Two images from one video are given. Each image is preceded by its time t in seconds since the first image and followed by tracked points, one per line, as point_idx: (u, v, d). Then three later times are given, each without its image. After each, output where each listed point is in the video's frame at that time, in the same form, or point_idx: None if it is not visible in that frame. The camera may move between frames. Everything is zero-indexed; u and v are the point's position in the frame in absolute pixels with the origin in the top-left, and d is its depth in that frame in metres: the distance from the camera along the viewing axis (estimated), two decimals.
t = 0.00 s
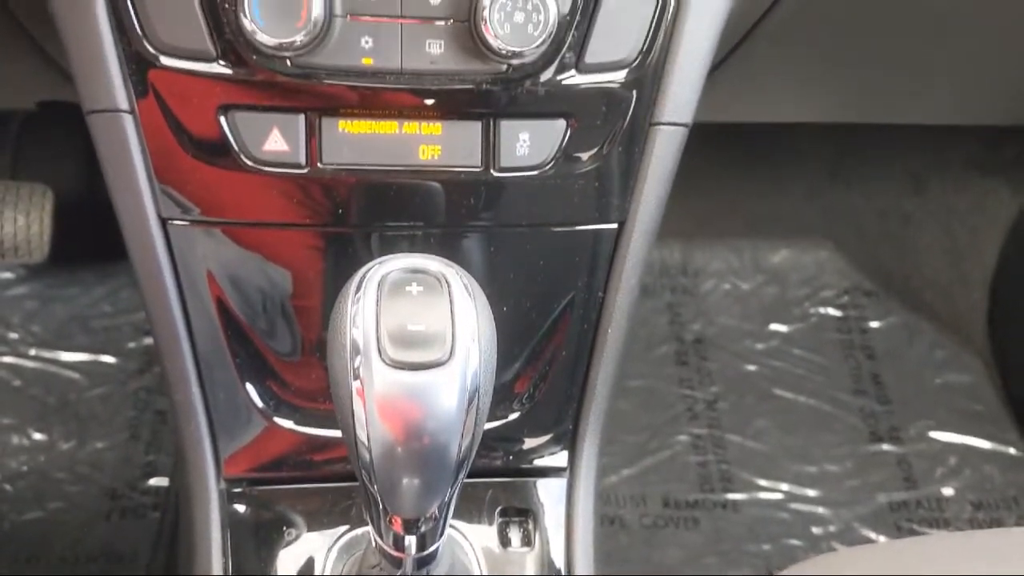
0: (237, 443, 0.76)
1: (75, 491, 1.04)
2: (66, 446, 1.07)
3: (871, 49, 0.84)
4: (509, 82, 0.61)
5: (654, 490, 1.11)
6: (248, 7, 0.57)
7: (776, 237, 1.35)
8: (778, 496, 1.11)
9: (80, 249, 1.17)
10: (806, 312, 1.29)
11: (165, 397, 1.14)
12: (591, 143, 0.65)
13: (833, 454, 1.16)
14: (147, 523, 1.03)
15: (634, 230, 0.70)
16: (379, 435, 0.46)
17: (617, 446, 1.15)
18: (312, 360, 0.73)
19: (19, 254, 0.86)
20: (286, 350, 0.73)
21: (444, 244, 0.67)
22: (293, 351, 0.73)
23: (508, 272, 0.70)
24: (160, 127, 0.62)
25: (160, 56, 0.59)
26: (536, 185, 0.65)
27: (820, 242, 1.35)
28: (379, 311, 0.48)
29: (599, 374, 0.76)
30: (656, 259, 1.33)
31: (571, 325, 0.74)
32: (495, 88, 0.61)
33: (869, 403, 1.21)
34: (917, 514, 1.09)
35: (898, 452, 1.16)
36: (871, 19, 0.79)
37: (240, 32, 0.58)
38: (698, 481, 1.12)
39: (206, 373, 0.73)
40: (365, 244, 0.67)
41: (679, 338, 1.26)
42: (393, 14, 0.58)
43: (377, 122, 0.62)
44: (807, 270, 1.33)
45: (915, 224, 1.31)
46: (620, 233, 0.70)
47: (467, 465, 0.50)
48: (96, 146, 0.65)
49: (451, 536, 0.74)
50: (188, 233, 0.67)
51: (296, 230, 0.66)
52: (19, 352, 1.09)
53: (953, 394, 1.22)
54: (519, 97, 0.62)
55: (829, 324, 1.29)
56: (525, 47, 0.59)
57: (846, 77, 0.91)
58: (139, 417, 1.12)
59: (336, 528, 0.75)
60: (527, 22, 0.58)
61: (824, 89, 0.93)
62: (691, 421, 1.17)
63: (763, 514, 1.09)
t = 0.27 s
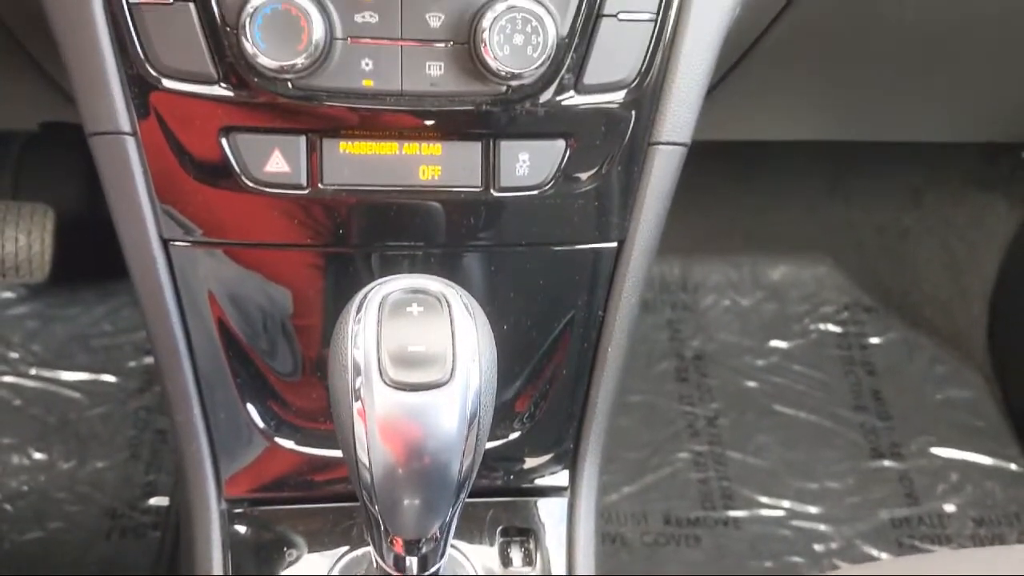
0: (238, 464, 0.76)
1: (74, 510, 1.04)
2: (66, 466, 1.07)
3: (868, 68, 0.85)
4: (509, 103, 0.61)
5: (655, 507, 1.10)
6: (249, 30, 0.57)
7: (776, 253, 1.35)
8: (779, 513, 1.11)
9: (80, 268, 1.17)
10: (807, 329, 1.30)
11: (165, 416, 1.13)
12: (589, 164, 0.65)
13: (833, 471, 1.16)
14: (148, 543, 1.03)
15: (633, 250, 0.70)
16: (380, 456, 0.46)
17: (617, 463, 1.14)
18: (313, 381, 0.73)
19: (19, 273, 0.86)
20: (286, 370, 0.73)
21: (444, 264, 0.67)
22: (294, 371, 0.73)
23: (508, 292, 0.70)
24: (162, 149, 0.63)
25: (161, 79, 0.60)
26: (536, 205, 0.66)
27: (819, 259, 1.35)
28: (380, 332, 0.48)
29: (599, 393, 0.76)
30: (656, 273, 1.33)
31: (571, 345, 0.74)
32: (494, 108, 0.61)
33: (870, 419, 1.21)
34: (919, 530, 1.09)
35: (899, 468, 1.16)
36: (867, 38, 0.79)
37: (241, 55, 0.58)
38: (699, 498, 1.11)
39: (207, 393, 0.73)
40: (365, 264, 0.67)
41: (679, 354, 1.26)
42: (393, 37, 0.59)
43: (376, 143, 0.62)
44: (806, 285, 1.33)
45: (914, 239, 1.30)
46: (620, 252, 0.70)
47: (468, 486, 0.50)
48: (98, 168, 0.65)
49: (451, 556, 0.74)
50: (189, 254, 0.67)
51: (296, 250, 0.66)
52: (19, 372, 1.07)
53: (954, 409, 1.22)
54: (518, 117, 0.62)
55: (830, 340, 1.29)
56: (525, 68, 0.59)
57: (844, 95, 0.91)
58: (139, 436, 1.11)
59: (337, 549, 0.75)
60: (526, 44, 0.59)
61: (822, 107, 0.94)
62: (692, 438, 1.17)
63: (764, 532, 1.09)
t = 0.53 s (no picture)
0: (238, 479, 0.75)
1: (74, 525, 1.03)
2: (66, 480, 1.06)
3: (867, 81, 0.85)
4: (508, 118, 0.62)
5: (657, 521, 1.10)
6: (250, 48, 0.58)
7: (776, 265, 1.34)
8: (780, 526, 1.10)
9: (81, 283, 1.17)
10: (807, 341, 1.29)
11: (165, 430, 1.14)
12: (587, 179, 0.65)
13: (833, 484, 1.15)
14: (149, 558, 1.02)
15: (632, 265, 0.70)
16: (381, 471, 0.46)
17: (619, 477, 1.14)
18: (314, 396, 0.73)
19: (18, 287, 0.86)
20: (286, 385, 0.72)
21: (444, 279, 0.67)
22: (294, 386, 0.72)
23: (508, 306, 0.70)
24: (163, 165, 0.63)
25: (162, 96, 0.60)
26: (535, 220, 0.66)
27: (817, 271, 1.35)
28: (381, 348, 0.48)
29: (599, 407, 0.76)
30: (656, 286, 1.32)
31: (571, 360, 0.74)
32: (494, 124, 0.62)
33: (871, 432, 1.21)
34: (920, 544, 1.09)
35: (900, 481, 1.16)
36: (865, 52, 0.79)
37: (242, 72, 0.59)
38: (699, 511, 1.11)
39: (207, 409, 0.73)
40: (365, 279, 0.67)
41: (680, 367, 1.26)
42: (393, 54, 0.59)
43: (376, 159, 0.62)
44: (806, 298, 1.33)
45: (912, 251, 1.31)
46: (620, 266, 0.70)
47: (468, 501, 0.50)
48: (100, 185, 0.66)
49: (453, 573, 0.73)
50: (189, 270, 0.67)
51: (297, 265, 0.66)
52: (19, 387, 1.07)
53: (954, 422, 1.21)
54: (518, 133, 0.62)
55: (829, 352, 1.29)
56: (525, 85, 0.60)
57: (843, 109, 0.91)
58: (139, 451, 1.11)
59: (337, 564, 0.75)
60: (525, 60, 0.59)
61: (821, 120, 0.94)
62: (692, 451, 1.17)
63: (766, 545, 1.08)
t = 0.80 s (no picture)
0: (238, 494, 0.75)
1: (73, 540, 1.03)
2: (66, 495, 1.06)
3: (865, 95, 0.86)
4: (508, 133, 0.62)
5: (657, 535, 1.10)
6: (251, 64, 0.58)
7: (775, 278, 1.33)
8: (781, 539, 1.10)
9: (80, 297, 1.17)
10: (806, 354, 1.28)
11: (165, 444, 1.13)
12: (586, 195, 0.66)
13: (834, 496, 1.15)
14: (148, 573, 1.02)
15: (632, 279, 0.71)
16: (381, 486, 0.46)
17: (620, 491, 1.14)
18: (314, 410, 0.73)
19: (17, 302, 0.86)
20: (286, 400, 0.72)
21: (444, 293, 0.67)
22: (294, 401, 0.73)
23: (507, 320, 0.70)
24: (164, 181, 0.63)
25: (164, 111, 0.61)
26: (535, 234, 0.66)
27: (817, 283, 1.33)
28: (381, 362, 0.48)
29: (600, 420, 0.76)
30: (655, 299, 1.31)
31: (571, 373, 0.74)
32: (493, 139, 0.62)
33: (870, 444, 1.21)
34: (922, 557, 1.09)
35: (900, 493, 1.15)
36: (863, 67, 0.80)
37: (243, 88, 0.59)
38: (700, 524, 1.11)
39: (207, 424, 0.73)
40: (366, 293, 0.67)
41: (679, 380, 1.25)
42: (393, 69, 0.59)
43: (376, 174, 0.63)
44: (806, 311, 1.32)
45: (910, 263, 1.31)
46: (619, 280, 0.70)
47: (469, 515, 0.50)
48: (101, 200, 0.66)
49: None
50: (190, 284, 0.67)
51: (298, 280, 0.67)
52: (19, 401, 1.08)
53: (955, 435, 1.21)
54: (517, 147, 0.63)
55: (829, 365, 1.28)
56: (525, 99, 0.60)
57: (841, 123, 0.92)
58: (139, 465, 1.11)
59: None
60: (525, 76, 0.60)
61: (818, 134, 0.94)
62: (693, 465, 1.17)
63: (767, 557, 1.08)
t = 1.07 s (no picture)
0: (239, 515, 0.75)
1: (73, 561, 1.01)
2: (66, 514, 1.04)
3: (862, 114, 0.86)
4: (508, 153, 0.62)
5: (658, 552, 1.07)
6: (253, 87, 0.59)
7: (774, 295, 1.33)
8: (782, 557, 1.09)
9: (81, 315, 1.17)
10: (806, 370, 1.29)
11: (165, 463, 1.10)
12: (585, 215, 0.66)
13: (836, 513, 1.14)
14: None
15: (631, 297, 0.71)
16: (382, 506, 0.46)
17: (621, 508, 1.12)
18: (316, 430, 0.73)
19: (19, 322, 0.86)
20: (287, 420, 0.73)
21: (444, 313, 0.68)
22: (295, 421, 0.73)
23: (507, 338, 0.70)
24: (166, 203, 0.64)
25: (166, 134, 0.61)
26: (534, 254, 0.66)
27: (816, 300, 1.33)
28: (382, 383, 0.49)
29: (600, 440, 0.77)
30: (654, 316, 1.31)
31: (571, 393, 0.74)
32: (493, 160, 0.62)
33: (870, 461, 1.20)
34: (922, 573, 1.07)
35: (901, 510, 1.14)
36: (859, 86, 0.80)
37: (245, 110, 0.59)
38: (701, 542, 1.09)
39: (208, 444, 0.74)
40: (366, 313, 0.68)
41: (679, 398, 1.25)
42: (393, 91, 0.60)
43: (377, 195, 0.63)
44: (805, 327, 1.32)
45: (910, 279, 1.31)
46: (619, 298, 0.71)
47: (469, 536, 0.50)
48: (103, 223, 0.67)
49: None
50: (191, 306, 0.68)
51: (299, 301, 0.67)
52: (20, 421, 1.09)
53: (952, 451, 1.21)
54: (516, 168, 0.63)
55: (829, 382, 1.28)
56: (523, 121, 0.61)
57: (837, 142, 0.92)
58: (138, 485, 1.08)
59: None
60: (524, 98, 0.60)
61: (815, 154, 0.95)
62: (693, 481, 1.16)
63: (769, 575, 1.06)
